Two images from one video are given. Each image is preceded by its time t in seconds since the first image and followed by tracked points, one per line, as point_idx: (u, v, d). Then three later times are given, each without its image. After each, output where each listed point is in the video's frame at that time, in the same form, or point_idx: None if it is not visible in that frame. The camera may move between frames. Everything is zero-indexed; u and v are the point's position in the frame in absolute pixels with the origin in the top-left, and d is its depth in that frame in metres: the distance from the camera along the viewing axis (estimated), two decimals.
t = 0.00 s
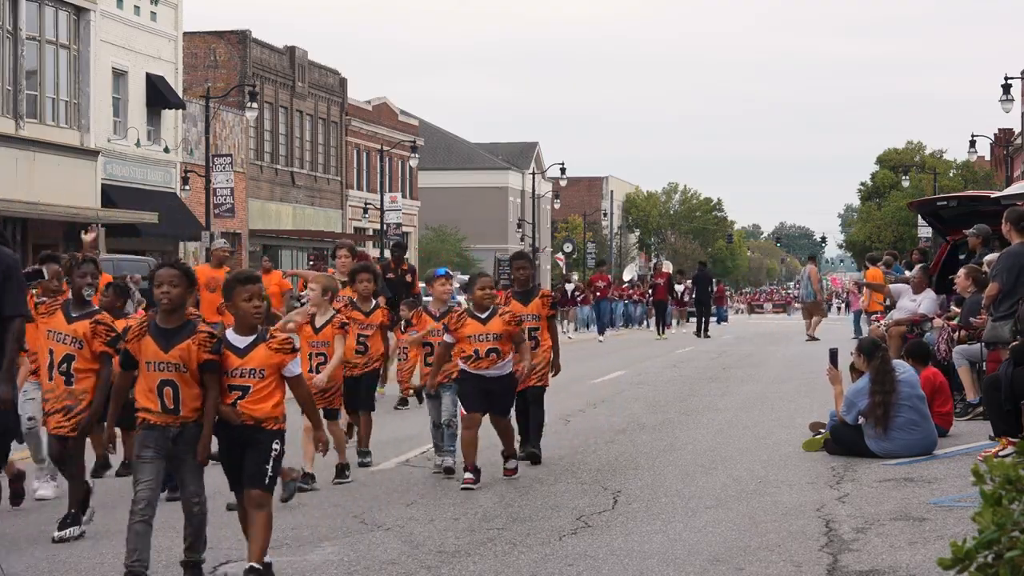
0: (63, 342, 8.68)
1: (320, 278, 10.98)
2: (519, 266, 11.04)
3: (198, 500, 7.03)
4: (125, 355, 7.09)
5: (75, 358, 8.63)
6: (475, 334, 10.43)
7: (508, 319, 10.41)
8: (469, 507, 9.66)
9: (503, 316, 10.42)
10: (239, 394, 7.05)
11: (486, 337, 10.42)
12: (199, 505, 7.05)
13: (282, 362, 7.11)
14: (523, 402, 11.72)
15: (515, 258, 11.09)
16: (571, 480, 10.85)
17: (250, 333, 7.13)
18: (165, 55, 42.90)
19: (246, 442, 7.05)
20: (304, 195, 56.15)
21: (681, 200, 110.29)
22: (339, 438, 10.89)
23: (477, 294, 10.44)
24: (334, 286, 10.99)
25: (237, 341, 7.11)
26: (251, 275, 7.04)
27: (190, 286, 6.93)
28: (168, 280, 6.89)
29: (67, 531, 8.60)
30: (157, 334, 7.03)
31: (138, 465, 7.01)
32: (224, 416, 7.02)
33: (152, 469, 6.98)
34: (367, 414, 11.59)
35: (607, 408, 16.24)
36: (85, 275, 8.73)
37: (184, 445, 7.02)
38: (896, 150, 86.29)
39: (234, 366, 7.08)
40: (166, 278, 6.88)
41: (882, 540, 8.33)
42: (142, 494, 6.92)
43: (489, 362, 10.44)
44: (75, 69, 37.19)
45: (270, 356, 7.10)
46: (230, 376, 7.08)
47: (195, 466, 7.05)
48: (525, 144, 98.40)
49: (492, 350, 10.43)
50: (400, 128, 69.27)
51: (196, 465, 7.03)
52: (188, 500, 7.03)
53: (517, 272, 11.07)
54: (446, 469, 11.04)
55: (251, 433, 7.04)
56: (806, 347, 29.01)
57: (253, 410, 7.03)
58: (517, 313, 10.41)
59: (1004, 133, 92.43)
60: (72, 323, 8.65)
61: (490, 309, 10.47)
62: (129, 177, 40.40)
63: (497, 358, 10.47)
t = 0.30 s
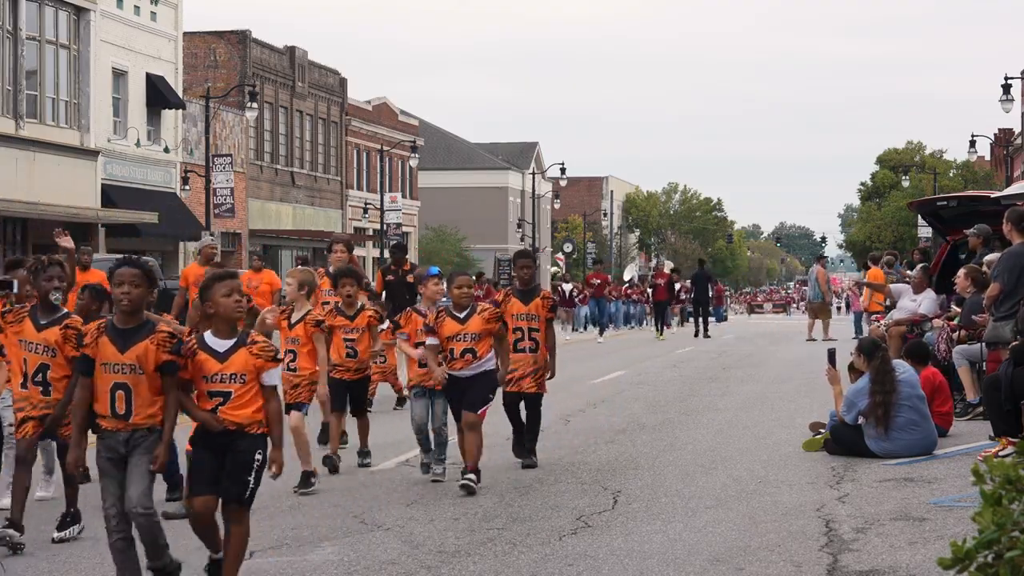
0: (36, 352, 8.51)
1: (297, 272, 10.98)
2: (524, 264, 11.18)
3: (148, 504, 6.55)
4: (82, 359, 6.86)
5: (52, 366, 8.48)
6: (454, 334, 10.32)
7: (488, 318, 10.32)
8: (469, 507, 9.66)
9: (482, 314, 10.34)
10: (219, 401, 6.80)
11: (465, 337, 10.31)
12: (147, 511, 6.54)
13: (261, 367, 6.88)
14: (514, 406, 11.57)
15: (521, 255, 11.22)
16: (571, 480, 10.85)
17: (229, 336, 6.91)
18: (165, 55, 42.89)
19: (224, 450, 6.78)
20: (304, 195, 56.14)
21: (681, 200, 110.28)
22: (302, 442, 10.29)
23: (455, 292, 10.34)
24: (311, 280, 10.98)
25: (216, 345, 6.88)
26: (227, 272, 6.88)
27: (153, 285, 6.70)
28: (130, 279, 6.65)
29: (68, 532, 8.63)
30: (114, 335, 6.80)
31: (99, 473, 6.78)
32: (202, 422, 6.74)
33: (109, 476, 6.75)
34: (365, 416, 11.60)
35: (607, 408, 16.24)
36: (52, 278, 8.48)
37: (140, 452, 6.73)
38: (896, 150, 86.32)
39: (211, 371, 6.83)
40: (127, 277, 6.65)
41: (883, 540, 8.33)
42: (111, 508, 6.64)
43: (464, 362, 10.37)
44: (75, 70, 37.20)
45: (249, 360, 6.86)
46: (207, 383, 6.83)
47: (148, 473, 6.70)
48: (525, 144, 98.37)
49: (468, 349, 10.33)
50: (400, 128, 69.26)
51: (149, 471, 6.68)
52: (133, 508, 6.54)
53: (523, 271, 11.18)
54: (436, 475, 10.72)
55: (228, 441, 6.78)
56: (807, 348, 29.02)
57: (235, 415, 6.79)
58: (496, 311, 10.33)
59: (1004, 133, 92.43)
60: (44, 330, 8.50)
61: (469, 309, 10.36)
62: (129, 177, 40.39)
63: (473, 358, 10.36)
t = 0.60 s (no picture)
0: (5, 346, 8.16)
1: (277, 276, 10.23)
2: (513, 268, 11.03)
3: (92, 525, 6.39)
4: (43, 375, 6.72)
5: (16, 361, 8.13)
6: (436, 333, 9.94)
7: (472, 318, 9.97)
8: (469, 507, 9.65)
9: (467, 315, 9.98)
10: (197, 417, 6.27)
11: (447, 336, 9.93)
12: (90, 531, 6.39)
13: (235, 379, 6.37)
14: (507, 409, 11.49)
15: (507, 261, 11.13)
16: (570, 480, 10.85)
17: (201, 349, 6.37)
18: (166, 55, 42.89)
19: (205, 466, 6.24)
20: (304, 195, 56.16)
21: (681, 200, 110.33)
22: (276, 445, 9.93)
23: (440, 290, 9.89)
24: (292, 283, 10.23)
25: (186, 359, 6.31)
26: (194, 283, 6.30)
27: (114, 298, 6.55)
28: (92, 292, 6.50)
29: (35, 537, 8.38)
30: (75, 351, 6.65)
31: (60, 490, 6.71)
32: (180, 441, 6.20)
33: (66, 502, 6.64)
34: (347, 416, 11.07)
35: (607, 408, 16.24)
36: (25, 275, 8.01)
37: (91, 472, 6.55)
38: (895, 150, 86.35)
39: (184, 388, 6.27)
40: (90, 290, 6.50)
41: (882, 540, 8.33)
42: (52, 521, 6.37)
43: (450, 361, 9.96)
44: (75, 69, 37.19)
45: (224, 373, 6.34)
46: (180, 399, 6.28)
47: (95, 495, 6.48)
48: (525, 144, 98.38)
49: (453, 349, 9.94)
50: (400, 128, 69.27)
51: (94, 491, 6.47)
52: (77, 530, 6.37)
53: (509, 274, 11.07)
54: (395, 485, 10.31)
55: (210, 458, 6.25)
56: (807, 347, 29.03)
57: (213, 432, 6.27)
58: (481, 313, 9.98)
59: (1004, 133, 92.44)
60: (12, 323, 8.18)
61: (454, 307, 10.03)
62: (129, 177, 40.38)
63: (457, 357, 9.97)
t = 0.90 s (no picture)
0: None
1: (250, 279, 10.01)
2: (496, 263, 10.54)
3: (75, 533, 6.39)
4: None
5: None
6: (406, 342, 9.44)
7: (443, 322, 9.45)
8: (469, 507, 9.66)
9: (436, 321, 9.46)
10: (155, 415, 6.22)
11: (418, 345, 9.43)
12: (79, 541, 6.40)
13: (200, 377, 6.29)
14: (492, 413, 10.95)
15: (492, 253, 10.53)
16: (570, 480, 10.85)
17: (164, 345, 6.32)
18: (166, 55, 42.89)
19: (164, 464, 6.22)
20: (304, 195, 56.16)
21: (681, 200, 110.37)
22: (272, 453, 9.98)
23: (408, 298, 9.39)
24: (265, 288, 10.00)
25: (149, 355, 6.28)
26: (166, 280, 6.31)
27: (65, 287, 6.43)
28: (43, 282, 6.36)
29: None
30: (27, 345, 6.44)
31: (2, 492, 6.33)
32: (136, 437, 6.19)
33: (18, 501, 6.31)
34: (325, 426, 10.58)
35: (607, 408, 16.24)
36: None
37: (61, 471, 6.38)
38: (896, 150, 86.44)
39: (145, 384, 6.24)
40: (40, 280, 6.36)
41: (882, 540, 8.33)
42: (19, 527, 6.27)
43: (419, 372, 9.48)
44: (75, 70, 37.20)
45: (187, 369, 6.27)
46: (140, 396, 6.25)
47: (73, 495, 6.39)
48: (525, 144, 98.37)
49: (423, 359, 9.45)
50: (400, 128, 69.27)
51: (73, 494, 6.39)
52: (63, 537, 6.38)
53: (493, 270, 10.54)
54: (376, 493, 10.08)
55: (168, 456, 6.21)
56: (807, 347, 29.04)
57: (172, 430, 6.22)
58: (451, 317, 9.46)
59: (1004, 133, 92.48)
60: None
61: (423, 316, 9.48)
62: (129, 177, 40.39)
63: (429, 368, 9.49)
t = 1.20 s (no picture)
0: None
1: (218, 277, 9.86)
2: (486, 269, 10.14)
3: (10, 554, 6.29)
4: None
5: None
6: (380, 345, 9.17)
7: (417, 327, 9.13)
8: (469, 507, 9.66)
9: (410, 325, 9.15)
10: (126, 429, 5.82)
11: (391, 347, 9.14)
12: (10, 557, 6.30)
13: (177, 391, 5.88)
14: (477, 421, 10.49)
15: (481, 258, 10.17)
16: (570, 480, 10.85)
17: (142, 357, 5.90)
18: (166, 55, 42.89)
19: (133, 484, 5.82)
20: (304, 195, 56.18)
21: (680, 200, 110.47)
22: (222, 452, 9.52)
23: (382, 299, 9.13)
24: (233, 286, 9.86)
25: (126, 366, 5.86)
26: (155, 288, 5.88)
27: None
28: None
29: None
30: None
31: None
32: (105, 454, 5.80)
33: None
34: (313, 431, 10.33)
35: (607, 408, 16.24)
36: None
37: None
38: (896, 150, 86.46)
39: (117, 396, 5.83)
40: None
41: (882, 540, 8.33)
42: None
43: (389, 377, 9.19)
44: (75, 70, 37.20)
45: (163, 383, 5.86)
46: (112, 407, 5.84)
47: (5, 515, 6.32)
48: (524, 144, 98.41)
49: (394, 362, 9.16)
50: (400, 128, 69.29)
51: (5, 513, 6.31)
52: None
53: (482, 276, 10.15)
54: (354, 498, 9.78)
55: (139, 474, 5.80)
56: (807, 347, 29.04)
57: (141, 447, 5.83)
58: (426, 321, 9.13)
59: (1004, 133, 92.53)
60: None
61: (398, 319, 9.18)
62: (129, 177, 40.38)
63: (398, 373, 9.19)
